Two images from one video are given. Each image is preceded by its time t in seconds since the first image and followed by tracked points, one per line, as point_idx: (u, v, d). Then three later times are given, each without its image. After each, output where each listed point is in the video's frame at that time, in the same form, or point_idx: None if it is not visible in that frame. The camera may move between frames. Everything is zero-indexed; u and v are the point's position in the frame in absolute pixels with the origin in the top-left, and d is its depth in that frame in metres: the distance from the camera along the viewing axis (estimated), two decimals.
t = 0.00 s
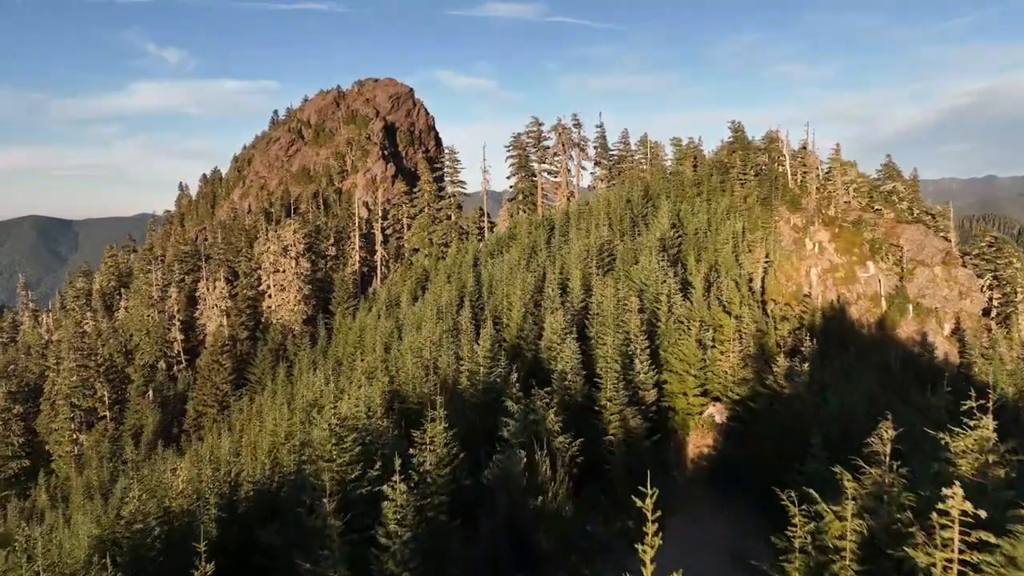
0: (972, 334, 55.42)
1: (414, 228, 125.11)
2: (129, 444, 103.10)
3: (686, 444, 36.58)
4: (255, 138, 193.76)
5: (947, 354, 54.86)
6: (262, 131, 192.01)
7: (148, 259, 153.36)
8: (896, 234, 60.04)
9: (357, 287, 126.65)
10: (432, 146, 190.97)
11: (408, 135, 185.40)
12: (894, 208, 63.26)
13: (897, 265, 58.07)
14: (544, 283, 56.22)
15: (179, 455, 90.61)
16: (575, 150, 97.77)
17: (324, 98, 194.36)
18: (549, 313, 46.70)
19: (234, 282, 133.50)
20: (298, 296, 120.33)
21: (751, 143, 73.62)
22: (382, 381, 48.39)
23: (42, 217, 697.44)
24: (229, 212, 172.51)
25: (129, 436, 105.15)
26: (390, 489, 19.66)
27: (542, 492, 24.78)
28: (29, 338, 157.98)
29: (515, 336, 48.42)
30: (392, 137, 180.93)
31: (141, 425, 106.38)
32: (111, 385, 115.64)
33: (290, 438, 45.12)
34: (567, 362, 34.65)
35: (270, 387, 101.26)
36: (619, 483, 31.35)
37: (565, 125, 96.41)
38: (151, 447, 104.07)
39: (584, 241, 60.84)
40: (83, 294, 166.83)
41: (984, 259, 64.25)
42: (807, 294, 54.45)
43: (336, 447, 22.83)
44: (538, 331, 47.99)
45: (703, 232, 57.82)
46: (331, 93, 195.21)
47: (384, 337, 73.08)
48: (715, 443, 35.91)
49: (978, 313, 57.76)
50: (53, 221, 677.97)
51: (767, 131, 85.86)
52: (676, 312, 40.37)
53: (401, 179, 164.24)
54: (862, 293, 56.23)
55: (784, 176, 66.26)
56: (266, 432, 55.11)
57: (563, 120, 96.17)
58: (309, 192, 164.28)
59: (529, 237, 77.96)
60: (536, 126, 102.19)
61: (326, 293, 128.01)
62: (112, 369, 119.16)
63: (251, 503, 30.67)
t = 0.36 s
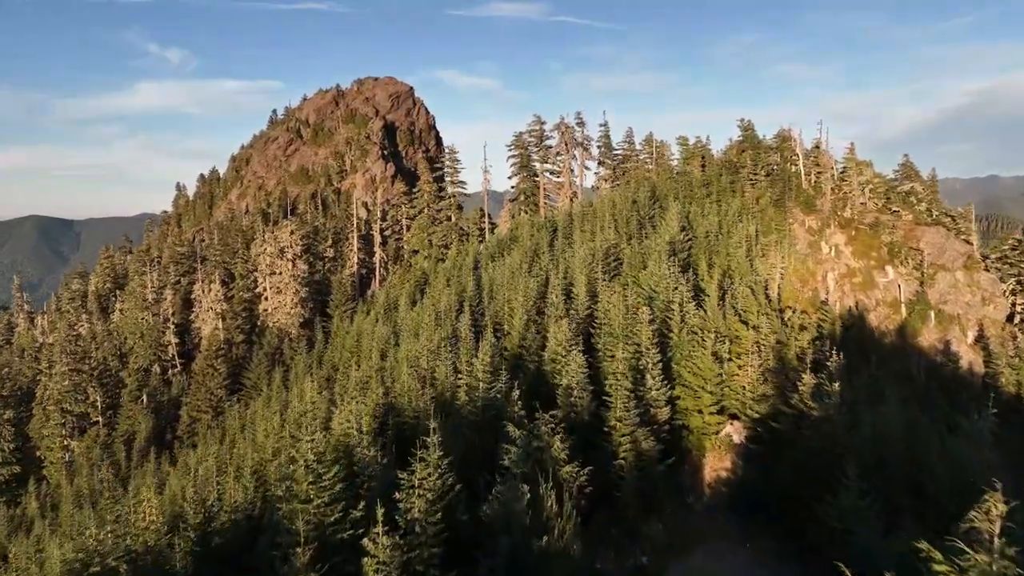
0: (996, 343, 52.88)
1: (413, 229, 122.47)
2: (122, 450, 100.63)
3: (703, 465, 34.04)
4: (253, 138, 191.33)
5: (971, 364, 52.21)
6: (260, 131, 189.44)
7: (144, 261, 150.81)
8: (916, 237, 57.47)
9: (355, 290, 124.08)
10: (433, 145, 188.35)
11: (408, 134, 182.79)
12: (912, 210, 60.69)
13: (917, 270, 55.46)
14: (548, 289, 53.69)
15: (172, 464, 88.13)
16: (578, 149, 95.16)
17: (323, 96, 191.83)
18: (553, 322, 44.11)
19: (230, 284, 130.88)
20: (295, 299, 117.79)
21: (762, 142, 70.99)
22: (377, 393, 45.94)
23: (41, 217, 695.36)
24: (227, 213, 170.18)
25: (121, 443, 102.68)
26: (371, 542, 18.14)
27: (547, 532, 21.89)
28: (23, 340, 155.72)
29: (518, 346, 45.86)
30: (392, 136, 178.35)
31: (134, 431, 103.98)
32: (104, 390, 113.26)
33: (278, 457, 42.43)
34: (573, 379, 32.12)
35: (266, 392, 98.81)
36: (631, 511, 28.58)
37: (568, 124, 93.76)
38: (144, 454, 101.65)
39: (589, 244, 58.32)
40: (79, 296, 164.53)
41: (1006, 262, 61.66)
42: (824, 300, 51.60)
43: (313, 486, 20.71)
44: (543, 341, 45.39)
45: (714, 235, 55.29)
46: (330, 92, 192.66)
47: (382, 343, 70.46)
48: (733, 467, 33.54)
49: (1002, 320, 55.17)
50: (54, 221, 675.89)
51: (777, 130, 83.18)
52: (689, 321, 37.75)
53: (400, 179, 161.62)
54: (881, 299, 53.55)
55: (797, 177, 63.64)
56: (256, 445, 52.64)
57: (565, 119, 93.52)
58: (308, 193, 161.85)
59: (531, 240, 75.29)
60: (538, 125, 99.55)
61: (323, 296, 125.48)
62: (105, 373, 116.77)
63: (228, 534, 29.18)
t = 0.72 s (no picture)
0: None
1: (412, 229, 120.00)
2: (113, 457, 98.13)
3: (721, 488, 32.04)
4: (251, 137, 188.80)
5: (999, 373, 49.51)
6: (257, 130, 186.93)
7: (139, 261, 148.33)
8: (938, 240, 54.77)
9: (353, 292, 121.40)
10: (433, 145, 185.64)
11: (408, 133, 180.18)
12: (932, 211, 58.03)
13: (939, 273, 52.80)
14: (551, 294, 51.06)
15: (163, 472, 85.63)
16: (581, 148, 92.46)
17: (322, 95, 189.30)
18: (557, 331, 41.49)
19: (226, 286, 128.44)
20: (291, 301, 115.10)
21: (773, 140, 68.32)
22: (371, 406, 43.41)
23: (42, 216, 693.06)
24: (224, 213, 167.60)
25: (112, 448, 100.19)
26: None
27: None
28: (16, 343, 153.15)
29: (520, 356, 43.34)
30: (392, 136, 175.71)
31: (126, 436, 101.51)
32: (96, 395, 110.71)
33: (265, 473, 39.90)
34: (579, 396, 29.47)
35: (260, 398, 96.18)
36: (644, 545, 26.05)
37: (570, 121, 91.05)
38: (135, 461, 99.06)
39: (594, 247, 55.81)
40: (74, 297, 161.91)
41: None
42: (843, 305, 48.99)
43: (280, 537, 20.06)
44: (548, 350, 42.79)
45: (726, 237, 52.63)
46: (329, 90, 190.07)
47: (378, 350, 67.86)
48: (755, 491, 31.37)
49: None
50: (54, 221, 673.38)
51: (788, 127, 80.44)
52: (705, 330, 35.04)
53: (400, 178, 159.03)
54: (901, 305, 51.01)
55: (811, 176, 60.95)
56: (244, 458, 50.06)
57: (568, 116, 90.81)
58: (306, 192, 159.27)
59: (533, 242, 72.79)
60: (540, 123, 96.91)
61: (320, 298, 122.96)
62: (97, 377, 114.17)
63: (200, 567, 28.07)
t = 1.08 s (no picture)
0: None
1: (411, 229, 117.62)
2: (104, 464, 95.67)
3: (745, 518, 28.98)
4: (249, 136, 186.34)
5: None
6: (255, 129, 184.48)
7: (133, 262, 145.87)
8: (961, 242, 52.23)
9: (351, 294, 118.94)
10: (433, 144, 183.13)
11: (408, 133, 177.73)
12: (954, 212, 55.56)
13: (963, 279, 50.24)
14: (555, 299, 48.51)
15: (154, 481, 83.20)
16: (584, 147, 89.94)
17: (320, 94, 186.94)
18: (562, 341, 38.95)
19: (222, 288, 126.03)
20: (287, 304, 112.47)
21: (785, 139, 65.82)
22: (364, 420, 40.91)
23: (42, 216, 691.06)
24: (221, 213, 165.14)
25: (104, 455, 97.69)
26: None
27: None
28: (10, 345, 150.68)
29: (523, 366, 40.79)
30: (391, 135, 173.19)
31: (118, 442, 99.03)
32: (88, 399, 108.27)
33: (251, 493, 37.42)
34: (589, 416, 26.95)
35: (255, 404, 93.73)
36: None
37: (574, 119, 88.52)
38: (127, 468, 96.54)
39: (600, 250, 53.26)
40: (68, 298, 159.37)
41: None
42: (863, 312, 46.37)
43: None
44: (552, 360, 40.24)
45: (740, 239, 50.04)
46: (328, 89, 187.59)
47: (374, 356, 65.37)
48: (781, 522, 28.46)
49: None
50: (54, 220, 671.48)
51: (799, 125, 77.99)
52: (722, 342, 32.42)
53: (400, 178, 156.61)
54: (924, 311, 48.52)
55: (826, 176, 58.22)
56: (232, 471, 47.59)
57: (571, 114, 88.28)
58: (304, 192, 156.77)
59: (535, 244, 70.19)
60: (542, 121, 94.43)
61: (318, 301, 120.51)
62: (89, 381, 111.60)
63: None
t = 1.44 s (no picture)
0: None
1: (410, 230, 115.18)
2: (95, 471, 93.17)
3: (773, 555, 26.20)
4: (247, 135, 183.90)
5: None
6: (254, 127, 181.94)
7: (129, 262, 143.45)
8: (989, 245, 49.56)
9: (350, 296, 116.31)
10: (434, 143, 180.39)
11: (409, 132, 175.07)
12: (980, 213, 52.92)
13: (992, 284, 47.60)
14: (559, 305, 45.83)
15: (146, 490, 80.72)
16: (589, 145, 87.19)
17: (320, 92, 184.37)
18: (568, 351, 36.25)
19: (218, 290, 123.55)
20: (284, 306, 109.93)
21: (799, 136, 63.11)
22: (356, 435, 38.38)
23: (43, 216, 689.06)
24: (218, 213, 162.82)
25: (95, 461, 95.33)
26: None
27: None
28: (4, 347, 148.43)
29: (526, 379, 38.10)
30: (392, 134, 170.53)
31: (110, 449, 96.56)
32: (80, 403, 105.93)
33: (235, 518, 34.72)
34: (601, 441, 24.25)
35: (250, 410, 91.30)
36: None
37: (578, 117, 85.79)
38: (119, 475, 94.19)
39: (606, 254, 50.54)
40: (63, 300, 157.19)
41: None
42: (888, 319, 43.66)
43: None
44: (558, 372, 37.50)
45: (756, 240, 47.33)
46: (328, 87, 184.98)
47: (372, 363, 62.80)
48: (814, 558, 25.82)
49: None
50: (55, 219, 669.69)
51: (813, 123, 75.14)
52: (744, 355, 29.73)
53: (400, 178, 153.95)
54: (951, 318, 46.06)
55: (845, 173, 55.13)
56: (219, 487, 45.15)
57: (575, 111, 85.57)
58: (303, 192, 154.36)
59: (537, 245, 67.50)
60: (546, 119, 91.70)
61: (316, 303, 117.92)
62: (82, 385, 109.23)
63: None
